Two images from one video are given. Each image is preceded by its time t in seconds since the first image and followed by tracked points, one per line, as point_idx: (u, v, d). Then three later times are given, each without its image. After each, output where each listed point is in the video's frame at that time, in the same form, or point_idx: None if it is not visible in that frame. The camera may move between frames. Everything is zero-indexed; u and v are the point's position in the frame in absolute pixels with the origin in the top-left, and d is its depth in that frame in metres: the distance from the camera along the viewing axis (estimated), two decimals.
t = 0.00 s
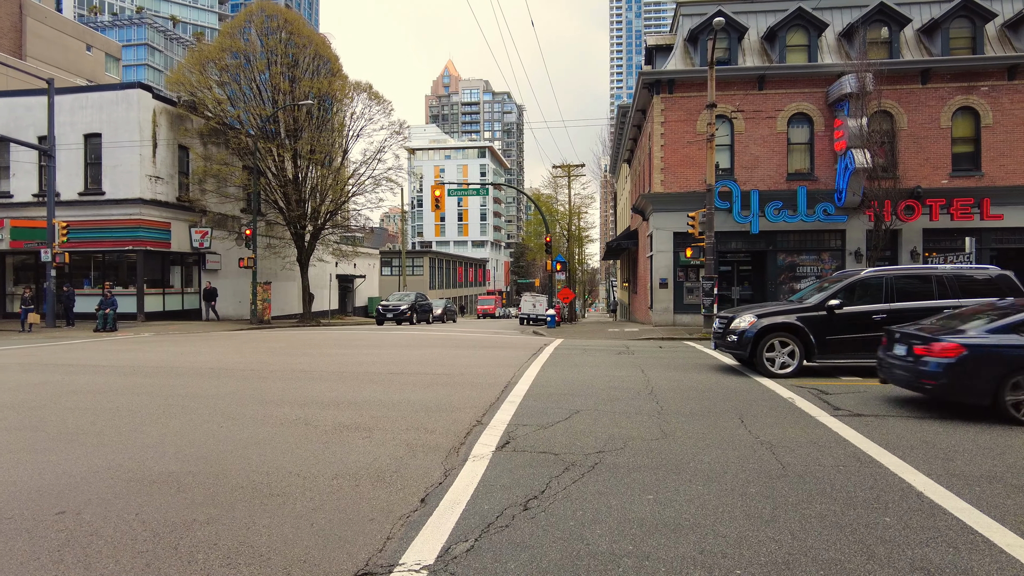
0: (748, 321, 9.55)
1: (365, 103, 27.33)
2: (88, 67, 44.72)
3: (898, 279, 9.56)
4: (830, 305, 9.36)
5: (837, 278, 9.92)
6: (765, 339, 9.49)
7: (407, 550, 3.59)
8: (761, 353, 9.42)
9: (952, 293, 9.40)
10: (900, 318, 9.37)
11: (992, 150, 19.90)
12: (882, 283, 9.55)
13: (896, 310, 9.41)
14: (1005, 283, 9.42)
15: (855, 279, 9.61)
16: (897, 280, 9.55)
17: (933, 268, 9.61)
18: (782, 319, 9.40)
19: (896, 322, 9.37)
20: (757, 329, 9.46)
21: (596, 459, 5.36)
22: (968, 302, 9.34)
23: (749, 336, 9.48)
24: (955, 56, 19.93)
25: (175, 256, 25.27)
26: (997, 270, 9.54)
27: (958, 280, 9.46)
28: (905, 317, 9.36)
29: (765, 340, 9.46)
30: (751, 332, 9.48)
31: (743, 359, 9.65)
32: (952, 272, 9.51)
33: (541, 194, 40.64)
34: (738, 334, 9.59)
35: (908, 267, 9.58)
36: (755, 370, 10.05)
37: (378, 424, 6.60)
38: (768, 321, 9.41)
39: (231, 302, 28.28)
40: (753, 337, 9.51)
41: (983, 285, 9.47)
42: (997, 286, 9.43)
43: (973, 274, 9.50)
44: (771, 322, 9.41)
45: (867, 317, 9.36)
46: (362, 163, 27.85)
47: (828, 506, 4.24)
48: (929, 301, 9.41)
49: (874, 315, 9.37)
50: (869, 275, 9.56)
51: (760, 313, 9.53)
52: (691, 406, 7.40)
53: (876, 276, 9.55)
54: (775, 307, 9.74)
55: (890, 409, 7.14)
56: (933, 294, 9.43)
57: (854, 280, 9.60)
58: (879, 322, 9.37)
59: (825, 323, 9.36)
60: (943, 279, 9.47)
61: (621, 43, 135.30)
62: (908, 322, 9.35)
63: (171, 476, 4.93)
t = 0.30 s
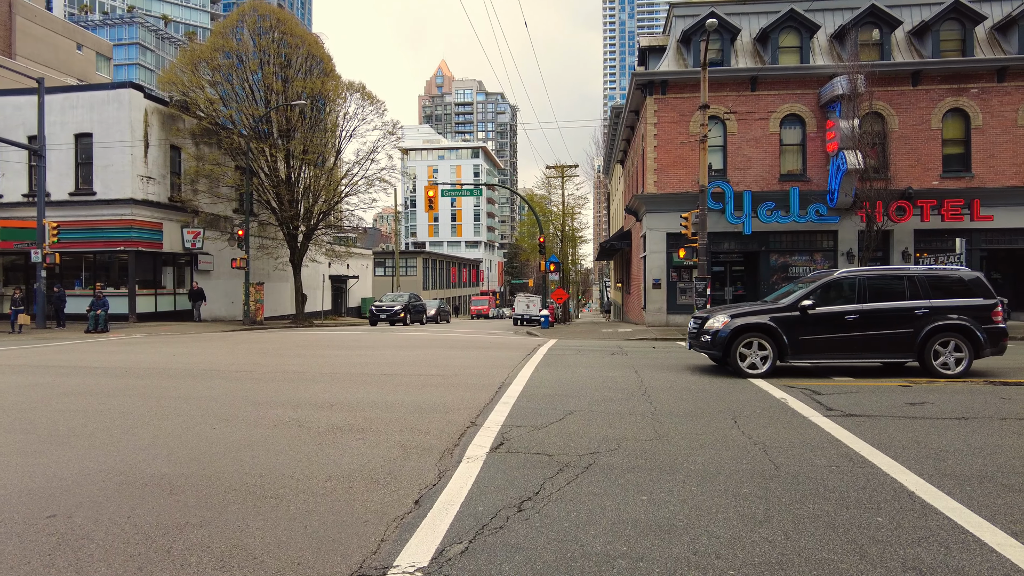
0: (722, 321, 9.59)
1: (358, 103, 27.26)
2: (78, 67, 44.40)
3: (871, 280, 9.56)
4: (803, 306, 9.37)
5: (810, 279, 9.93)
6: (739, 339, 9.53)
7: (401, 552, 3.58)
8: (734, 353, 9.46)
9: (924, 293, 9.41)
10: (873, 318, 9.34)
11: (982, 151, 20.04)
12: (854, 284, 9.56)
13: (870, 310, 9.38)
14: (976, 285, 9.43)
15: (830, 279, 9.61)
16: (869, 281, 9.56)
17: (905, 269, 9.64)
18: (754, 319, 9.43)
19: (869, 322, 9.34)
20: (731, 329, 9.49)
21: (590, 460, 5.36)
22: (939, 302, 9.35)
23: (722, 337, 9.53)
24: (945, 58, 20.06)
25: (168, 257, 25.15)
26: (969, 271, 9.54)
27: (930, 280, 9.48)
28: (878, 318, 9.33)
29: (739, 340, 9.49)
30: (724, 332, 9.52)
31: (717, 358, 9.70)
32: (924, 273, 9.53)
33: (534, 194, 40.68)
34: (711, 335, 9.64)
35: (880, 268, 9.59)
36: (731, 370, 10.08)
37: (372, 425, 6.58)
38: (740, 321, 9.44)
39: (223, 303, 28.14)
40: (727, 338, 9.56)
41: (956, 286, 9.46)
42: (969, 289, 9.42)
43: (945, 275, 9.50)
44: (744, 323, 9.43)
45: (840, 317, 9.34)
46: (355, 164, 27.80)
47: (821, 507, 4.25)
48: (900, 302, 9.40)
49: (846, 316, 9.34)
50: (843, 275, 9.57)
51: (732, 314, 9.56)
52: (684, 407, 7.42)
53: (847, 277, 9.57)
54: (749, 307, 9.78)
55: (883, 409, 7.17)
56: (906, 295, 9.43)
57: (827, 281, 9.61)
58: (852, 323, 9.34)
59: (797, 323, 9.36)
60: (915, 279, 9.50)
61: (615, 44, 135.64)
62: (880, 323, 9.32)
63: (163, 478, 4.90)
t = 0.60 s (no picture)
0: (690, 321, 9.59)
1: (354, 103, 27.21)
2: (72, 66, 44.24)
3: (838, 280, 9.62)
4: (770, 305, 9.39)
5: (779, 280, 9.98)
6: (706, 339, 9.53)
7: (398, 552, 3.58)
8: (702, 352, 9.45)
9: (890, 293, 9.46)
10: (840, 318, 9.37)
11: (976, 152, 20.12)
12: (822, 284, 9.61)
13: (837, 310, 9.42)
14: (941, 285, 9.50)
15: (797, 279, 9.65)
16: (836, 281, 9.61)
17: (872, 269, 9.70)
18: (720, 319, 9.44)
19: (836, 322, 9.37)
20: (698, 328, 9.50)
21: (587, 459, 5.36)
22: (905, 301, 9.40)
23: (689, 336, 9.53)
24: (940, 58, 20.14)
25: (163, 257, 25.07)
26: (935, 271, 9.61)
27: (896, 280, 9.54)
28: (844, 317, 9.37)
29: (707, 339, 9.48)
30: (692, 332, 9.52)
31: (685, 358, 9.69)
32: (890, 273, 9.59)
33: (531, 195, 40.69)
34: (680, 334, 9.63)
35: (847, 268, 9.65)
36: (702, 371, 10.07)
37: (369, 426, 6.56)
38: (708, 321, 9.44)
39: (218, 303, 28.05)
40: (695, 338, 9.56)
41: (921, 286, 9.52)
42: (935, 289, 9.48)
43: (911, 275, 9.56)
44: (711, 322, 9.43)
45: (807, 317, 9.37)
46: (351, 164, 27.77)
47: (818, 506, 4.25)
48: (867, 301, 9.45)
49: (813, 315, 9.38)
50: (810, 275, 9.63)
51: (699, 314, 9.57)
52: (681, 407, 7.43)
53: (815, 277, 9.62)
54: (716, 306, 9.79)
55: (879, 409, 7.19)
56: (872, 294, 9.46)
57: (795, 281, 9.65)
58: (819, 322, 9.37)
59: (765, 323, 9.38)
60: (881, 279, 9.56)
61: (611, 44, 135.84)
62: (847, 322, 9.36)
63: (158, 479, 4.88)
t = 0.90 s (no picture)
0: (646, 321, 9.58)
1: (348, 102, 27.16)
2: (63, 65, 44.00)
3: (794, 280, 9.66)
4: (724, 305, 9.40)
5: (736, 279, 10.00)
6: (662, 338, 9.54)
7: (392, 552, 3.58)
8: (657, 352, 9.46)
9: (845, 294, 9.53)
10: (795, 318, 9.41)
11: (967, 153, 20.25)
12: (778, 284, 9.65)
13: (792, 310, 9.46)
14: (894, 286, 9.59)
15: (753, 279, 9.68)
16: (792, 281, 9.65)
17: (827, 269, 9.76)
18: (676, 318, 9.44)
19: (791, 322, 9.40)
20: (654, 328, 9.49)
21: (581, 459, 5.37)
22: (859, 302, 9.47)
23: (645, 336, 9.53)
24: (930, 60, 20.26)
25: (155, 257, 24.94)
26: (888, 271, 9.71)
27: (851, 281, 9.61)
28: (799, 317, 9.40)
29: (662, 339, 9.50)
30: (648, 331, 9.53)
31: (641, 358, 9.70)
32: (845, 274, 9.66)
33: (524, 195, 40.70)
34: (636, 334, 9.62)
35: (803, 268, 9.70)
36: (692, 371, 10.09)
37: (363, 426, 6.55)
38: (664, 321, 9.43)
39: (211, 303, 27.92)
40: (651, 337, 9.56)
41: (876, 288, 9.59)
42: (888, 291, 9.56)
43: (865, 275, 9.63)
44: (667, 322, 9.43)
45: (762, 317, 9.40)
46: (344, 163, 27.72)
47: (810, 505, 4.27)
48: (822, 301, 9.51)
49: (769, 316, 9.41)
50: (766, 275, 9.67)
51: (654, 313, 9.56)
52: (674, 406, 7.45)
53: (771, 277, 9.66)
54: (673, 306, 9.79)
55: (870, 408, 7.22)
56: (827, 295, 9.53)
57: (752, 282, 9.67)
58: (774, 322, 9.40)
59: (720, 323, 9.39)
60: (836, 280, 9.62)
61: (604, 45, 136.10)
62: (802, 323, 9.40)
63: (149, 480, 4.85)
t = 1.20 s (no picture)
0: (588, 321, 9.54)
1: (338, 102, 27.06)
2: (50, 64, 43.67)
3: (737, 281, 9.69)
4: (666, 306, 9.38)
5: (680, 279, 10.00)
6: (604, 339, 9.52)
7: (383, 554, 3.57)
8: (600, 353, 9.44)
9: (786, 294, 9.59)
10: (737, 318, 9.43)
11: (954, 154, 20.45)
12: (720, 285, 9.67)
13: (733, 311, 9.48)
14: (835, 286, 9.68)
15: (696, 279, 9.69)
16: (734, 281, 9.68)
17: (770, 270, 9.80)
18: (617, 319, 9.40)
19: (732, 322, 9.42)
20: (596, 329, 9.46)
21: (571, 459, 5.38)
22: (800, 303, 9.54)
23: (587, 336, 9.49)
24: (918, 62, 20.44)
25: (144, 257, 24.74)
26: (829, 272, 9.81)
27: (792, 282, 9.67)
28: (741, 318, 9.43)
29: (605, 340, 9.47)
30: (590, 332, 9.48)
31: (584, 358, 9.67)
32: (787, 274, 9.72)
33: (516, 195, 40.72)
34: (578, 334, 9.57)
35: (745, 269, 9.74)
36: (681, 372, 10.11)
37: (353, 427, 6.53)
38: (606, 321, 9.40)
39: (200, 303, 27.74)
40: (593, 337, 9.52)
41: (817, 288, 9.66)
42: (830, 291, 9.64)
43: (807, 275, 9.71)
44: (610, 322, 9.40)
45: (704, 317, 9.40)
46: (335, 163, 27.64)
47: (799, 504, 4.31)
48: (763, 302, 9.55)
49: (710, 316, 9.41)
50: (708, 275, 9.68)
51: (597, 314, 9.51)
52: (664, 406, 7.48)
53: (713, 277, 9.68)
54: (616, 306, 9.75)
55: (858, 408, 7.28)
56: (769, 295, 9.58)
57: (694, 282, 9.68)
58: (716, 323, 9.42)
59: (662, 323, 9.38)
60: (778, 280, 9.67)
61: (595, 46, 136.44)
62: (744, 323, 9.42)
63: (138, 482, 4.82)
